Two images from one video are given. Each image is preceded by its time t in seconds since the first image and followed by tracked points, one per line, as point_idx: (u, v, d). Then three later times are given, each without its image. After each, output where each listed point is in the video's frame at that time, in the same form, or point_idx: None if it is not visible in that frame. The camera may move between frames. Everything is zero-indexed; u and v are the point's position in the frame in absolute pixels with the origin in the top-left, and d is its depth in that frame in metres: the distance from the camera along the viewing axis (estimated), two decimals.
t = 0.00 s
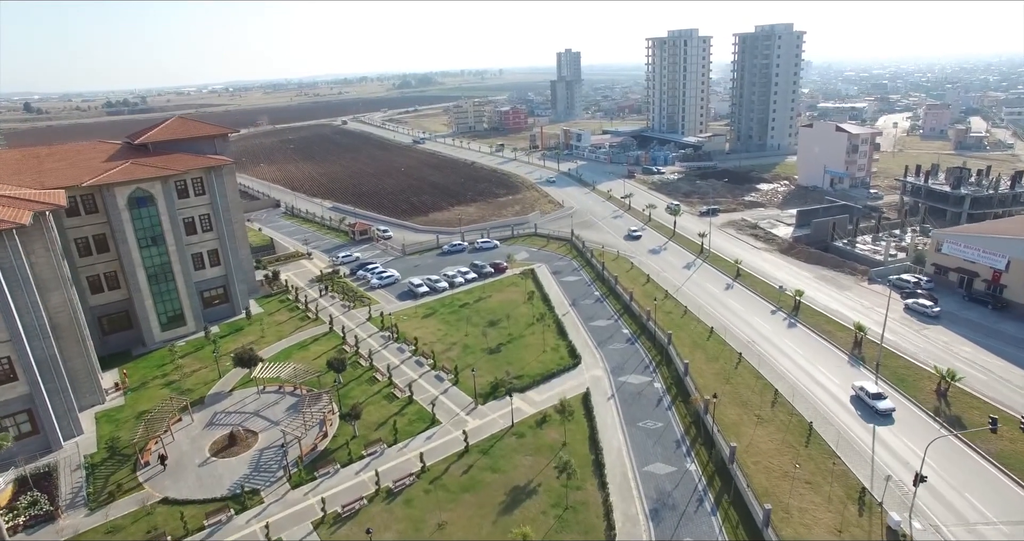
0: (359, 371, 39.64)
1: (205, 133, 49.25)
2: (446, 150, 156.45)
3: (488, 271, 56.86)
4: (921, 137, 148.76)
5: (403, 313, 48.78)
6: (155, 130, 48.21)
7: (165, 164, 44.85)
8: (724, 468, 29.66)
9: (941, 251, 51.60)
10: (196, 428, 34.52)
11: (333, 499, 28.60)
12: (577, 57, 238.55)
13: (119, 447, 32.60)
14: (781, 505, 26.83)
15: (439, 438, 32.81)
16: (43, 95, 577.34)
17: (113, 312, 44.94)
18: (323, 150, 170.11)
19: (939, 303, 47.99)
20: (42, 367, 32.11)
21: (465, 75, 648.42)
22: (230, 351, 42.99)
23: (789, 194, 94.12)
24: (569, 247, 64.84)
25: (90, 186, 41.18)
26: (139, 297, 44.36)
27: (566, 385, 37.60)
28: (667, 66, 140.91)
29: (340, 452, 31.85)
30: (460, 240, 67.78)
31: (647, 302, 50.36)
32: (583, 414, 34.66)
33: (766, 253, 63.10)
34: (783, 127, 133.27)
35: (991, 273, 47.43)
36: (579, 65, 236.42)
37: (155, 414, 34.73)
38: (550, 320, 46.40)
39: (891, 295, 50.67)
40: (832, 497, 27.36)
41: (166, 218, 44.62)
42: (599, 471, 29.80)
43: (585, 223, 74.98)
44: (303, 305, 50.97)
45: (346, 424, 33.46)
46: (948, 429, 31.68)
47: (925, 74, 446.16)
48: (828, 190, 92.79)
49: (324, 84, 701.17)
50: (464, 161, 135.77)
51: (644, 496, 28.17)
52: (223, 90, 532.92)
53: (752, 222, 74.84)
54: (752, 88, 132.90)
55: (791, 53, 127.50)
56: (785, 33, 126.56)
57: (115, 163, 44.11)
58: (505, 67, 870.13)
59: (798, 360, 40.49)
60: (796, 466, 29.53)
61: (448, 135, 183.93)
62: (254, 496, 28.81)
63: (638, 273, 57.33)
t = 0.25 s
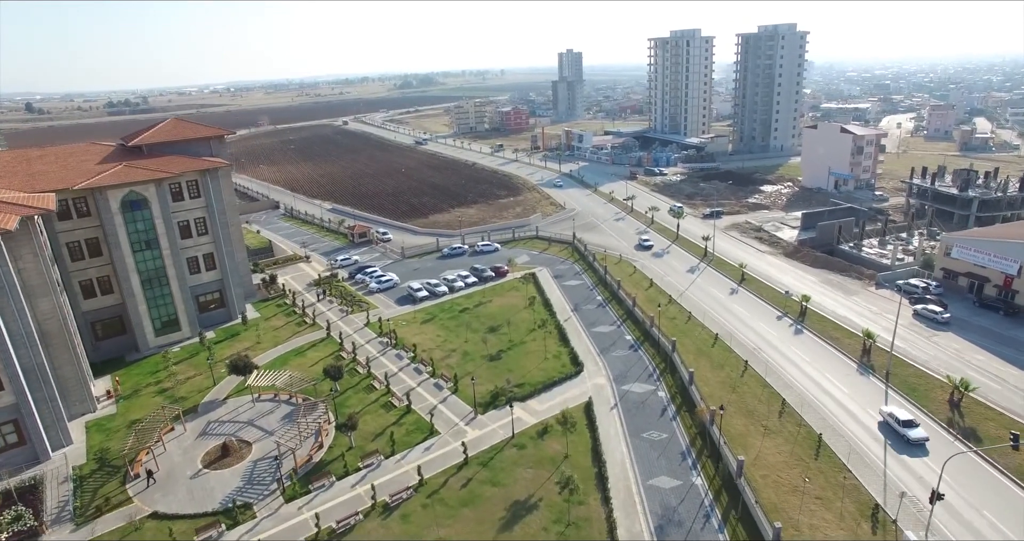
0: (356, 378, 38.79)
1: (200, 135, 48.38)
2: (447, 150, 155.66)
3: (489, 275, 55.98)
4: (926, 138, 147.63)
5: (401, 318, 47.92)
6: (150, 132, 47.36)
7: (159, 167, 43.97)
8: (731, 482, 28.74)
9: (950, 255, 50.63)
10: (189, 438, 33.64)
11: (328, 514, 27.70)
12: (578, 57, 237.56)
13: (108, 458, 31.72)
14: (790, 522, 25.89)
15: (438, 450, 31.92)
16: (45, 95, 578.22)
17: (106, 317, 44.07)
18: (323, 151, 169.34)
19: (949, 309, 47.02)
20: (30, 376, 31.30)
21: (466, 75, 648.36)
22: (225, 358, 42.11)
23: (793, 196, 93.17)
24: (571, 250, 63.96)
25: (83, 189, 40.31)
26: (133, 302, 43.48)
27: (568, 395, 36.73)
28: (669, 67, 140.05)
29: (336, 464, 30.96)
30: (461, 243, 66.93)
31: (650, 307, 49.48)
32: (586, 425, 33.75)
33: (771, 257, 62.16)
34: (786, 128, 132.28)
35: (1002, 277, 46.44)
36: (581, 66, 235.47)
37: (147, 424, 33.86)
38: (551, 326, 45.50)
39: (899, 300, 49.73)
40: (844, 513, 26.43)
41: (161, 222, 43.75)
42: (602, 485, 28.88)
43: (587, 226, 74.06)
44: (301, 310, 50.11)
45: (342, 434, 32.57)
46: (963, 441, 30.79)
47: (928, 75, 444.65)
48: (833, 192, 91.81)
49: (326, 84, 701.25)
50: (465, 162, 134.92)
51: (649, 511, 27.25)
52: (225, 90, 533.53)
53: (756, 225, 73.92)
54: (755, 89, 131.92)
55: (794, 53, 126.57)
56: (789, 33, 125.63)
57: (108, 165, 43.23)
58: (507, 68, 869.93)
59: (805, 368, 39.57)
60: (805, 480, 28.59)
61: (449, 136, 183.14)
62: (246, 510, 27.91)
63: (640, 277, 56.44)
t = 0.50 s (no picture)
0: (353, 386, 37.89)
1: (195, 137, 47.52)
2: (448, 151, 154.81)
3: (489, 279, 55.08)
4: (929, 139, 146.60)
5: (400, 324, 47.05)
6: (144, 134, 46.48)
7: (152, 169, 43.12)
8: (738, 497, 27.81)
9: (959, 259, 49.67)
10: (180, 449, 32.64)
11: (321, 530, 26.77)
12: (579, 57, 236.68)
13: (97, 470, 30.76)
14: None
15: (436, 462, 31.00)
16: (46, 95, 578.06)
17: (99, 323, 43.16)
18: (323, 151, 168.54)
19: (958, 314, 46.06)
20: (14, 386, 30.45)
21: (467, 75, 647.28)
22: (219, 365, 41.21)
23: (796, 198, 92.23)
24: (572, 254, 63.05)
25: (73, 193, 39.42)
26: (125, 308, 42.57)
27: (570, 404, 35.81)
28: (671, 67, 139.20)
29: (330, 477, 30.02)
30: (461, 246, 66.04)
31: (653, 313, 48.56)
32: (588, 436, 32.81)
33: (775, 260, 61.25)
34: (789, 129, 131.35)
35: (1013, 283, 45.48)
36: (582, 66, 234.48)
37: (138, 434, 32.94)
38: (552, 332, 44.61)
39: (907, 305, 48.77)
40: (856, 531, 25.48)
41: (154, 226, 42.85)
42: (605, 500, 27.95)
43: (588, 228, 73.17)
44: (297, 314, 49.23)
45: (337, 445, 31.65)
46: (977, 454, 29.91)
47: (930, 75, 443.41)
48: (836, 193, 90.87)
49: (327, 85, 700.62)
50: (466, 163, 134.06)
51: (654, 527, 26.33)
52: (226, 90, 532.76)
53: (760, 228, 73.00)
54: (758, 90, 131.01)
55: (797, 54, 125.67)
56: (791, 33, 124.76)
57: (100, 168, 42.35)
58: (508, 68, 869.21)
59: (813, 376, 38.65)
60: (814, 495, 27.65)
61: (449, 136, 182.24)
62: (237, 525, 26.95)
63: (643, 281, 55.53)
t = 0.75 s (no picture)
0: (354, 394, 37.08)
1: (196, 138, 46.85)
2: (453, 152, 154.06)
3: (493, 282, 54.20)
4: (940, 140, 144.84)
5: (403, 329, 46.24)
6: (144, 135, 45.84)
7: (151, 171, 42.42)
8: (750, 514, 26.77)
9: (976, 265, 48.46)
10: (177, 457, 31.83)
11: None
12: (585, 57, 235.54)
13: (91, 479, 30.02)
14: None
15: (438, 473, 30.12)
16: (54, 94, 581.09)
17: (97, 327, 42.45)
18: (328, 152, 168.10)
19: (975, 322, 44.86)
20: (7, 393, 29.71)
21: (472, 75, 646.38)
22: (218, 371, 40.48)
23: (806, 200, 90.99)
24: (578, 257, 62.09)
25: (71, 195, 38.77)
26: (124, 311, 41.86)
27: (576, 414, 34.88)
28: (678, 67, 138.03)
29: (329, 489, 29.17)
30: (465, 248, 65.19)
31: (661, 318, 47.58)
32: (594, 447, 31.90)
33: (785, 264, 60.13)
34: (797, 130, 129.98)
35: None
36: (587, 66, 233.42)
37: (135, 442, 32.21)
38: (558, 338, 43.69)
39: (922, 311, 47.59)
40: None
41: (153, 229, 42.16)
42: (613, 516, 27.00)
43: (594, 231, 72.21)
44: (299, 318, 48.48)
45: (336, 456, 30.84)
46: (1000, 471, 28.81)
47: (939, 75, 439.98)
48: (846, 196, 89.58)
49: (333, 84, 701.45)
50: (471, 164, 133.27)
51: None
52: (232, 90, 534.01)
53: (769, 231, 71.85)
54: (766, 90, 129.69)
55: (806, 54, 124.30)
56: (800, 33, 123.43)
57: (99, 169, 41.72)
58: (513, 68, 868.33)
59: (826, 385, 37.58)
60: (831, 513, 26.58)
61: (454, 137, 181.51)
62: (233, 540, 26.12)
63: (650, 285, 54.52)
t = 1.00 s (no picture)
0: (355, 401, 36.26)
1: (197, 139, 46.17)
2: (459, 152, 153.32)
3: (499, 286, 53.30)
4: (952, 141, 142.80)
5: (406, 334, 45.42)
6: (145, 136, 45.20)
7: (151, 173, 41.79)
8: (764, 533, 25.73)
9: (995, 271, 47.13)
10: (173, 467, 31.04)
11: None
12: (593, 57, 234.27)
13: (85, 489, 29.30)
14: None
15: (440, 486, 29.22)
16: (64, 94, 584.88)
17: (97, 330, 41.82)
18: (334, 152, 167.73)
19: (995, 330, 43.57)
20: None
21: (479, 75, 645.57)
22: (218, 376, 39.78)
23: (816, 202, 89.61)
24: (585, 260, 61.11)
25: (69, 197, 38.16)
26: (123, 315, 41.21)
27: (582, 424, 33.91)
28: (686, 68, 136.73)
29: (328, 501, 28.33)
30: (470, 251, 64.33)
31: (670, 324, 46.55)
32: (601, 458, 30.95)
33: (797, 269, 58.93)
34: (807, 131, 128.43)
35: None
36: (594, 66, 232.25)
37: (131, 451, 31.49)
38: (564, 344, 42.75)
39: (938, 318, 46.32)
40: None
41: (153, 231, 41.52)
42: (621, 532, 26.02)
43: (601, 233, 71.20)
44: (301, 323, 47.74)
45: (336, 467, 30.02)
46: None
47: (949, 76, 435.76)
48: (858, 198, 88.12)
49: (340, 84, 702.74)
50: (477, 164, 132.47)
51: None
52: (240, 89, 535.78)
53: (779, 234, 70.62)
54: (775, 91, 128.20)
55: (816, 54, 122.74)
56: (810, 33, 121.89)
57: (98, 171, 41.12)
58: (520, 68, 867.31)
59: (840, 395, 36.47)
60: (848, 532, 25.50)
61: (460, 137, 180.71)
62: None
63: (659, 290, 53.47)
